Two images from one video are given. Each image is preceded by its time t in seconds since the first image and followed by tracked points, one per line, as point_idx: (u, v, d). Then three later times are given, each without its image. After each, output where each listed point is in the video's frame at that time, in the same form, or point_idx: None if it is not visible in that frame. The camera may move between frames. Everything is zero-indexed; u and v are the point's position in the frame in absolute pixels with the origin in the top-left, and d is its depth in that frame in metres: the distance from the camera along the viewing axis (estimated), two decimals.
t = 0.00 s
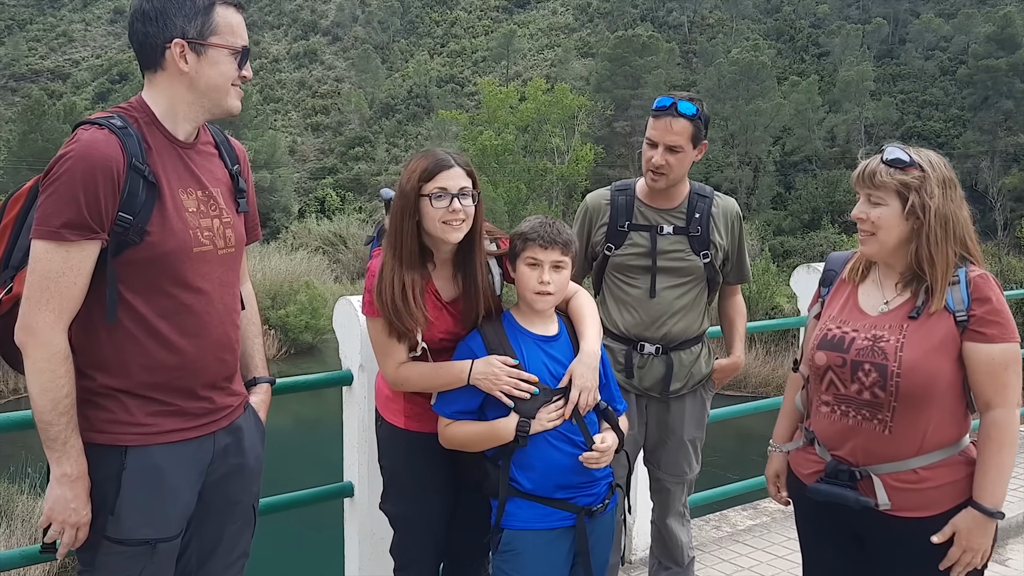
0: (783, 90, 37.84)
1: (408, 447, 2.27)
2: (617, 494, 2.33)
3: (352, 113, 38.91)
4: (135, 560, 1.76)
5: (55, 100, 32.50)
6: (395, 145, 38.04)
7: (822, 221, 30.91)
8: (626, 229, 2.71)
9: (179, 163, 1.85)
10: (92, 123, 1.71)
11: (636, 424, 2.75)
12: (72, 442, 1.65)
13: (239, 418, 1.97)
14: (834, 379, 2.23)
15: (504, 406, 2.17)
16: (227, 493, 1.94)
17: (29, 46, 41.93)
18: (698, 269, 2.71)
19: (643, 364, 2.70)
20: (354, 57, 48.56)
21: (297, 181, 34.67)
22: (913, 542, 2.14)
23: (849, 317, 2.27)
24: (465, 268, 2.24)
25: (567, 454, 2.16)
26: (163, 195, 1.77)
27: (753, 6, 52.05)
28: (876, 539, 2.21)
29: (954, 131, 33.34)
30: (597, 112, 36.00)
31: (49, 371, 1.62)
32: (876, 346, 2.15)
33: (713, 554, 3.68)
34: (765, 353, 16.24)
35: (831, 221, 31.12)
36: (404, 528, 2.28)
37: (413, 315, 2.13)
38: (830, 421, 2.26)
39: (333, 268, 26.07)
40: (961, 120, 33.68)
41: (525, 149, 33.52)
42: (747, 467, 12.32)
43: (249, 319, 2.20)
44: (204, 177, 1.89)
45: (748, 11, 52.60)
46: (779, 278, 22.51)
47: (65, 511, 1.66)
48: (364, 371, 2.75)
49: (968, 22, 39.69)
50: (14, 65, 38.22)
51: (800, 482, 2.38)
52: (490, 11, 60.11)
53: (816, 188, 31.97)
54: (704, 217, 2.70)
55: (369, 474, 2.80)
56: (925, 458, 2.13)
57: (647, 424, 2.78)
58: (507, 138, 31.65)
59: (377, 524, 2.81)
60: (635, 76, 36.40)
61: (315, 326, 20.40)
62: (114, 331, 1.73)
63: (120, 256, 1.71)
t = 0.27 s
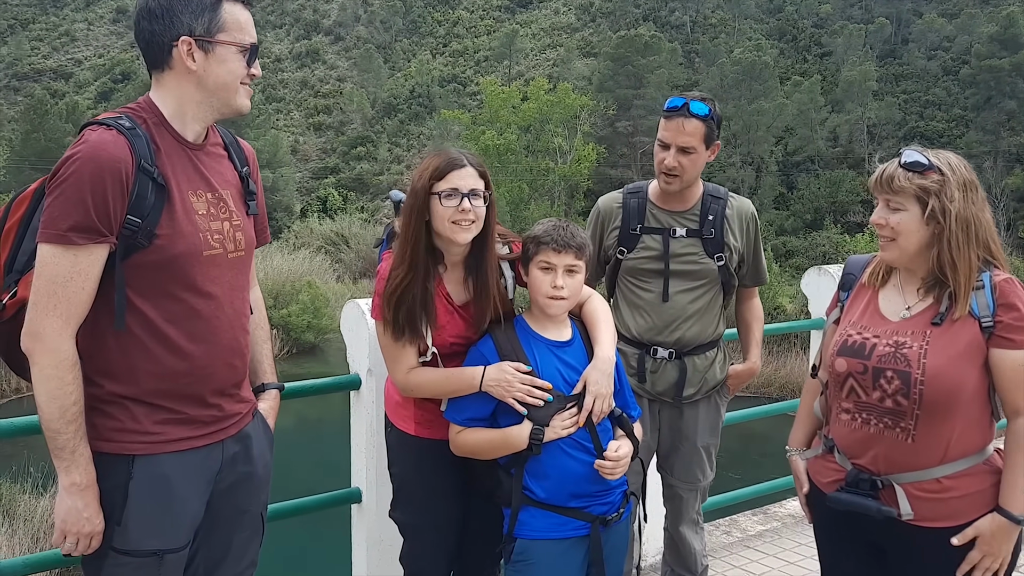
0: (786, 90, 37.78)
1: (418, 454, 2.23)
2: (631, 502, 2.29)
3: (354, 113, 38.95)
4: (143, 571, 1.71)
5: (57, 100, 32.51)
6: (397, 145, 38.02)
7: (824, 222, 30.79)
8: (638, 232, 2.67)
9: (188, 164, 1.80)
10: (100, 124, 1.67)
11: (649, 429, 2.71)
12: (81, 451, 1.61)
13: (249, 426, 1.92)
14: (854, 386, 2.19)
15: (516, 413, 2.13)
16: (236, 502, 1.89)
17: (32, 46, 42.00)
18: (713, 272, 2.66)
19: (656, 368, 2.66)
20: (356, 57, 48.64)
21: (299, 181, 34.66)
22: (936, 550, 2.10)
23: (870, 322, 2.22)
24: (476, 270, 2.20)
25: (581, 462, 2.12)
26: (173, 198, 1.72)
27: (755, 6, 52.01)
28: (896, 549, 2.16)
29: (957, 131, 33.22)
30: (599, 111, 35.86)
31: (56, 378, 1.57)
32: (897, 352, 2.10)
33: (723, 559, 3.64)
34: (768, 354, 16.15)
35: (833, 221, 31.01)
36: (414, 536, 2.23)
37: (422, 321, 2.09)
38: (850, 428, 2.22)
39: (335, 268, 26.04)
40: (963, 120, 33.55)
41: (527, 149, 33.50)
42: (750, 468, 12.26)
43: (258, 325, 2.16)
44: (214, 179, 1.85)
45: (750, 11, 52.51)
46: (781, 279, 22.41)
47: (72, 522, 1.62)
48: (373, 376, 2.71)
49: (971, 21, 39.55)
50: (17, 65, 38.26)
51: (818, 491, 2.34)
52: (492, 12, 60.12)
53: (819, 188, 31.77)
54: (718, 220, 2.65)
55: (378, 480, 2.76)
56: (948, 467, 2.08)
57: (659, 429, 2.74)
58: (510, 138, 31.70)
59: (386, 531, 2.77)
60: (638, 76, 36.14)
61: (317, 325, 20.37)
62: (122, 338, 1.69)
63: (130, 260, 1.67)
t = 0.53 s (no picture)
0: (788, 90, 37.72)
1: (426, 459, 2.19)
2: (644, 508, 2.25)
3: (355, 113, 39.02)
4: None
5: (58, 99, 32.50)
6: (398, 144, 37.99)
7: (826, 222, 30.66)
8: (651, 234, 2.63)
9: (195, 162, 1.77)
10: (104, 125, 1.63)
11: (661, 434, 2.67)
12: (85, 459, 1.58)
13: (256, 432, 1.89)
14: (869, 391, 2.15)
15: (527, 419, 2.09)
16: (244, 509, 1.86)
17: (34, 46, 42.07)
18: (726, 275, 2.63)
19: (668, 373, 2.62)
20: (359, 56, 48.72)
21: (301, 180, 34.67)
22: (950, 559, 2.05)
23: (884, 327, 2.18)
24: (487, 272, 2.16)
25: (591, 467, 2.08)
26: (180, 201, 1.68)
27: (757, 6, 52.00)
28: (910, 555, 2.12)
29: (959, 131, 33.12)
30: (601, 111, 35.64)
31: (60, 386, 1.54)
32: (912, 357, 2.07)
33: (734, 564, 3.60)
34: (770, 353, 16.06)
35: (835, 222, 30.87)
36: (421, 542, 2.19)
37: (432, 325, 2.05)
38: (864, 433, 2.17)
39: (337, 267, 26.02)
40: (965, 120, 33.42)
41: (528, 149, 33.47)
42: (754, 467, 12.19)
43: (266, 328, 2.12)
44: (222, 180, 1.82)
45: (752, 11, 52.46)
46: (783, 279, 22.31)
47: (76, 531, 1.59)
48: (380, 380, 2.66)
49: (974, 21, 39.42)
50: (19, 64, 38.31)
51: (831, 497, 2.30)
52: (494, 12, 60.14)
53: (822, 187, 31.51)
54: (732, 221, 2.61)
55: (385, 484, 2.73)
56: (962, 473, 2.04)
57: (671, 433, 2.70)
58: (511, 138, 31.86)
59: (393, 536, 2.74)
60: (640, 76, 36.02)
61: (319, 325, 20.33)
62: (129, 343, 1.66)
63: (136, 265, 1.63)
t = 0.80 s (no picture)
0: (790, 90, 37.65)
1: (430, 463, 2.15)
2: (652, 514, 2.21)
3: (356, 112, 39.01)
4: None
5: (59, 98, 32.45)
6: (399, 144, 37.96)
7: (827, 221, 30.59)
8: (658, 235, 2.59)
9: (193, 163, 1.73)
10: (102, 123, 1.59)
11: (668, 439, 2.62)
12: (82, 465, 1.54)
13: (257, 437, 1.85)
14: (865, 396, 2.10)
15: (533, 423, 2.06)
16: (243, 515, 1.82)
17: (35, 45, 42.02)
18: (735, 277, 2.59)
19: (675, 376, 2.58)
20: (360, 56, 48.67)
21: (302, 180, 34.63)
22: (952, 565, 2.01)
23: (878, 331, 2.14)
24: (491, 273, 2.12)
25: (598, 474, 2.04)
26: (177, 201, 1.65)
27: (758, 6, 51.94)
28: (908, 561, 2.08)
29: (960, 130, 33.05)
30: (602, 111, 35.61)
31: (56, 390, 1.50)
32: (906, 361, 2.02)
33: (740, 568, 3.56)
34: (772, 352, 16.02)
35: (837, 221, 30.80)
36: (425, 548, 2.15)
37: (437, 328, 2.02)
38: (859, 437, 2.13)
39: (338, 267, 25.98)
40: (967, 120, 33.35)
41: (529, 149, 33.42)
42: (756, 467, 12.15)
43: (266, 332, 2.09)
44: (221, 181, 1.78)
45: (753, 10, 52.36)
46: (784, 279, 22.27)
47: (72, 539, 1.55)
48: (383, 382, 2.63)
49: (976, 21, 39.36)
50: (19, 64, 38.27)
51: (829, 501, 2.25)
52: (494, 10, 60.11)
53: (823, 187, 31.51)
54: (740, 222, 2.58)
55: (388, 489, 2.69)
56: (958, 478, 1.99)
57: (677, 436, 2.66)
58: (513, 138, 31.84)
59: (397, 541, 2.70)
60: (641, 75, 35.91)
61: (320, 325, 20.28)
62: (126, 346, 1.62)
63: (133, 266, 1.59)
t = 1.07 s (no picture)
0: (790, 89, 37.64)
1: (430, 467, 2.11)
2: (656, 519, 2.18)
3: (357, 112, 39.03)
4: None
5: (60, 99, 32.45)
6: (400, 144, 37.97)
7: (828, 221, 30.54)
8: (661, 234, 2.56)
9: (188, 162, 1.70)
10: (95, 121, 1.56)
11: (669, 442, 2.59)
12: (74, 469, 1.50)
13: (254, 440, 1.82)
14: (855, 400, 2.05)
15: (535, 427, 2.02)
16: (241, 521, 1.79)
17: (35, 46, 42.01)
18: (738, 278, 2.56)
19: (676, 379, 2.54)
20: (360, 56, 48.69)
21: (303, 180, 34.63)
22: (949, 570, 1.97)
23: (868, 335, 2.10)
24: (492, 274, 2.09)
25: (603, 478, 2.01)
26: (171, 201, 1.61)
27: (759, 5, 51.91)
28: (904, 567, 2.03)
29: (961, 130, 33.02)
30: (603, 111, 35.61)
31: (47, 394, 1.47)
32: (897, 365, 1.97)
33: (744, 571, 3.52)
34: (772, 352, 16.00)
35: (837, 221, 30.77)
36: (426, 553, 2.12)
37: (434, 329, 1.98)
38: (850, 440, 2.08)
39: (339, 267, 25.94)
40: (967, 120, 33.32)
41: (530, 148, 33.39)
42: (757, 467, 12.13)
43: (264, 333, 2.05)
44: (216, 181, 1.75)
45: (753, 10, 52.35)
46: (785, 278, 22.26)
47: (66, 546, 1.51)
48: (383, 384, 2.59)
49: (976, 21, 39.34)
50: (20, 64, 38.30)
51: (818, 504, 2.20)
52: (494, 10, 60.14)
53: (823, 187, 31.52)
54: (744, 223, 2.55)
55: (388, 492, 2.65)
56: (948, 481, 1.95)
57: (678, 440, 2.62)
58: (513, 137, 31.84)
59: (398, 545, 2.66)
60: (642, 75, 35.91)
61: (321, 325, 20.27)
62: (120, 348, 1.58)
63: (126, 266, 1.55)
